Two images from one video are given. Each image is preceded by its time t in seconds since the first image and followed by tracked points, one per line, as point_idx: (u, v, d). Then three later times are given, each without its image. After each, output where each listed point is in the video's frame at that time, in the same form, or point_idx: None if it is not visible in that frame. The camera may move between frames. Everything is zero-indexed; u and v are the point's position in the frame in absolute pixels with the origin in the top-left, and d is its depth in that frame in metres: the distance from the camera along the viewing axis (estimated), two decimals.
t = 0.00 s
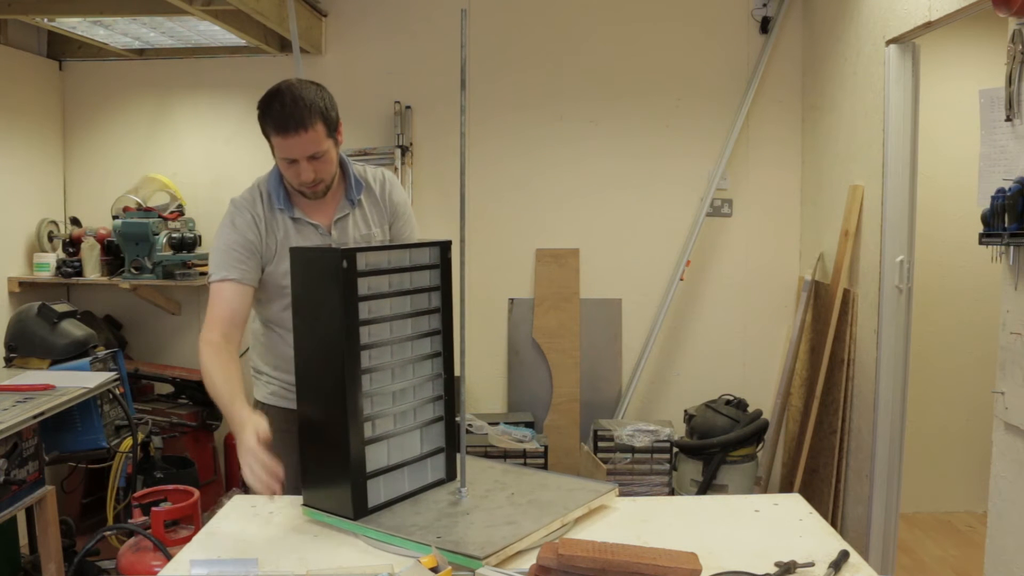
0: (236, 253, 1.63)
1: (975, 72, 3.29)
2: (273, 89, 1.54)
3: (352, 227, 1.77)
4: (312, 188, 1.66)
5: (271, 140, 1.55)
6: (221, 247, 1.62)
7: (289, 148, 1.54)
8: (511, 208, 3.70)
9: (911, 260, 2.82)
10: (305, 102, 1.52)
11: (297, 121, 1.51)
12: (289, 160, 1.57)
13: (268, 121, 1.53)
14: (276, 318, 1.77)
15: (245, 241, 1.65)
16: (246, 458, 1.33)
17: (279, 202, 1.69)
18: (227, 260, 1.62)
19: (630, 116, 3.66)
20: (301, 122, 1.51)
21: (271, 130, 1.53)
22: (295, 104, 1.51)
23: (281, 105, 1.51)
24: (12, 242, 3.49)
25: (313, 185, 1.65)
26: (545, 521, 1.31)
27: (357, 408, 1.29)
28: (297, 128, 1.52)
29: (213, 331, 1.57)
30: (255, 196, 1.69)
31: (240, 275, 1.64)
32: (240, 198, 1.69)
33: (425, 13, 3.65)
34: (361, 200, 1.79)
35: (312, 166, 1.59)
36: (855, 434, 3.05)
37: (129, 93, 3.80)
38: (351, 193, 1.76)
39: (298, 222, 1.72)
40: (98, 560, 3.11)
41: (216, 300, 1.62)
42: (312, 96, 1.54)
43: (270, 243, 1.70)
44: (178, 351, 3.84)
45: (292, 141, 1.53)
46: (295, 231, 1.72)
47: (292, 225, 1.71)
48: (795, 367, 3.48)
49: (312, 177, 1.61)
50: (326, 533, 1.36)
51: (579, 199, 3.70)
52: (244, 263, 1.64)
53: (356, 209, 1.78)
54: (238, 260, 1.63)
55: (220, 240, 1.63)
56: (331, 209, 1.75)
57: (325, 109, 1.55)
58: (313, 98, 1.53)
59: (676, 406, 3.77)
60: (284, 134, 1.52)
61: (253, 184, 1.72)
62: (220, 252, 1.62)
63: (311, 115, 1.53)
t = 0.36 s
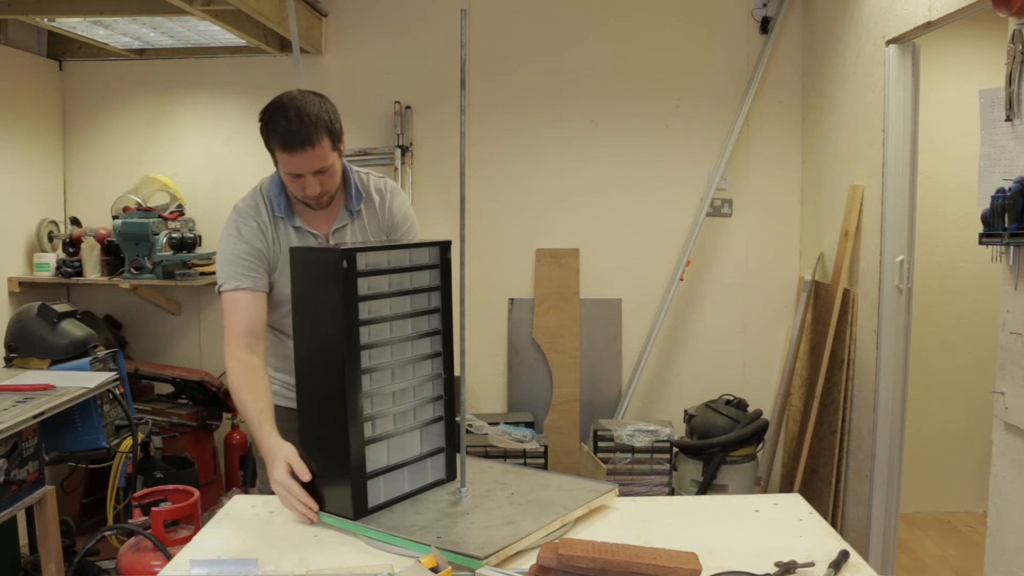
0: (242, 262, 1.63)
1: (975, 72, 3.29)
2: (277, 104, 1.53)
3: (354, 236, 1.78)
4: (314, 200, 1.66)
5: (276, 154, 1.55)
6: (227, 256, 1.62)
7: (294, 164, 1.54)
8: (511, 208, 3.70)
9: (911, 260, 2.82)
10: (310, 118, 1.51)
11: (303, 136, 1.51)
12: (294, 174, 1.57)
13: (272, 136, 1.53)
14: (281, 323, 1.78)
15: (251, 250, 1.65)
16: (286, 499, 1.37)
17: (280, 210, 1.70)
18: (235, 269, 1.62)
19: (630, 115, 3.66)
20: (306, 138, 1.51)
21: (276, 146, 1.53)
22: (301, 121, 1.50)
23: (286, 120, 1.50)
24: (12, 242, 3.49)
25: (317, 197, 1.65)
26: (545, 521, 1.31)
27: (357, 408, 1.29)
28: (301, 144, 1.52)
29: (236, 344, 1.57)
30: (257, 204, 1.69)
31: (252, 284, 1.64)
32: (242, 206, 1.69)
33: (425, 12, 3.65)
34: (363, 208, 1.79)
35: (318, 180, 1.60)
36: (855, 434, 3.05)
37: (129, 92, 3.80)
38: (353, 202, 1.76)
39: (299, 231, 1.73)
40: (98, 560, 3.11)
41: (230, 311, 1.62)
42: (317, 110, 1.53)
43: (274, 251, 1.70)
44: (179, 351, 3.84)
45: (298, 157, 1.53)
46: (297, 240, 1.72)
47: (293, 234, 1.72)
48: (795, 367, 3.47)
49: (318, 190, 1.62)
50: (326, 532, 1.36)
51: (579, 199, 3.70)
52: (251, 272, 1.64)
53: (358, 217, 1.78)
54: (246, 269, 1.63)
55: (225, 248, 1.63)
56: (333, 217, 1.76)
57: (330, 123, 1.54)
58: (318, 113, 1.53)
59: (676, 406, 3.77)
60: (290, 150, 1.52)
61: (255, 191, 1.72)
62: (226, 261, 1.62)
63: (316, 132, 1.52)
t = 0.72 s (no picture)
0: (241, 260, 1.63)
1: (975, 72, 3.29)
2: (272, 102, 1.53)
3: (353, 236, 1.78)
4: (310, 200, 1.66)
5: (270, 154, 1.55)
6: (225, 256, 1.62)
7: (287, 164, 1.55)
8: (511, 208, 3.70)
9: (911, 260, 2.82)
10: (304, 118, 1.51)
11: (297, 136, 1.51)
12: (288, 173, 1.57)
13: (267, 135, 1.53)
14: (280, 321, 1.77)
15: (249, 249, 1.65)
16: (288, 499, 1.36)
17: (278, 210, 1.70)
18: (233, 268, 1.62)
19: (629, 115, 3.66)
20: (299, 138, 1.51)
21: (271, 145, 1.53)
22: (294, 121, 1.50)
23: (280, 120, 1.50)
24: (12, 242, 3.49)
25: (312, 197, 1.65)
26: (545, 521, 1.31)
27: (355, 408, 1.29)
28: (295, 145, 1.52)
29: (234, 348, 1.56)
30: (257, 203, 1.69)
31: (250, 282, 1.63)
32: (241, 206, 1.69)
33: (424, 12, 3.65)
34: (361, 208, 1.79)
35: (311, 179, 1.60)
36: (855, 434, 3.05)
37: (129, 92, 3.80)
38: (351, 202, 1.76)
39: (298, 230, 1.73)
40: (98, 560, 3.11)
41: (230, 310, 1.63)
42: (311, 109, 1.53)
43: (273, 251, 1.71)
44: (179, 351, 3.84)
45: (292, 157, 1.53)
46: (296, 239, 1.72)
47: (292, 234, 1.72)
48: (795, 367, 3.48)
49: (311, 190, 1.62)
50: (326, 533, 1.36)
51: (578, 199, 3.70)
52: (250, 270, 1.64)
53: (357, 218, 1.78)
54: (244, 268, 1.63)
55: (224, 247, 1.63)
56: (331, 217, 1.76)
57: (324, 123, 1.54)
58: (313, 112, 1.52)
59: (676, 406, 3.77)
60: (283, 150, 1.52)
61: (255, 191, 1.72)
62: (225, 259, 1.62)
63: (309, 132, 1.52)
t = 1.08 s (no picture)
0: (240, 258, 1.63)
1: (975, 72, 3.29)
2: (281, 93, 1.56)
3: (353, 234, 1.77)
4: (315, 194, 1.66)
5: (281, 140, 1.56)
6: (226, 253, 1.62)
7: (298, 148, 1.55)
8: (511, 208, 3.70)
9: (911, 261, 2.83)
10: (312, 104, 1.54)
11: (311, 118, 1.53)
12: (298, 160, 1.57)
13: (277, 122, 1.55)
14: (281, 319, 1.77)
15: (249, 247, 1.65)
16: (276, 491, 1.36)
17: (278, 208, 1.70)
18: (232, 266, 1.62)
19: (629, 115, 3.66)
20: (314, 120, 1.53)
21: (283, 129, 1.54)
22: (305, 105, 1.53)
23: (295, 103, 1.53)
24: (11, 242, 3.49)
25: (320, 189, 1.64)
26: (545, 521, 1.31)
27: (355, 408, 1.29)
28: (305, 128, 1.53)
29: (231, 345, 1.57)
30: (258, 201, 1.70)
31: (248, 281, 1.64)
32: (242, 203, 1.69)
33: (424, 12, 3.65)
34: (362, 205, 1.79)
35: (322, 167, 1.59)
36: (856, 434, 3.05)
37: (129, 93, 3.80)
38: (351, 200, 1.76)
39: (297, 228, 1.72)
40: (98, 560, 3.11)
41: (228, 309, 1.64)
42: (320, 96, 1.56)
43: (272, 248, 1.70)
44: (179, 351, 3.84)
45: (305, 139, 1.54)
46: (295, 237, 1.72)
47: (291, 232, 1.72)
48: (794, 367, 3.48)
49: (321, 180, 1.61)
50: (326, 533, 1.36)
51: (578, 199, 3.70)
52: (248, 269, 1.64)
53: (357, 214, 1.78)
54: (244, 266, 1.64)
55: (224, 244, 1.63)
56: (331, 215, 1.76)
57: (334, 109, 1.57)
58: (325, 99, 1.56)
59: (676, 406, 3.77)
60: (297, 131, 1.53)
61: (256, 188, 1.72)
62: (224, 257, 1.62)
63: (319, 115, 1.54)
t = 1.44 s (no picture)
0: (258, 226, 1.74)
1: (975, 72, 3.29)
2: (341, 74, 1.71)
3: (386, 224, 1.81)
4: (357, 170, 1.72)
5: (336, 105, 1.67)
6: (249, 222, 1.73)
7: (352, 109, 1.65)
8: (510, 207, 3.70)
9: (911, 261, 2.83)
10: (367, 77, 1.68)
11: (369, 87, 1.66)
12: (350, 124, 1.66)
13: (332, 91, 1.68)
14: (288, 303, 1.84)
15: (274, 221, 1.75)
16: (206, 306, 1.33)
17: (315, 188, 1.78)
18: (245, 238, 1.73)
19: (629, 115, 3.66)
20: (371, 87, 1.66)
21: (341, 94, 1.66)
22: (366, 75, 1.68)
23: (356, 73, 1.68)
24: (11, 242, 3.49)
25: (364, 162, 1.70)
26: (545, 520, 1.31)
27: (355, 408, 1.29)
28: (360, 92, 1.66)
29: (213, 280, 1.60)
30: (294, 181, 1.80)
31: (254, 253, 1.73)
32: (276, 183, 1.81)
33: (424, 12, 3.65)
34: (399, 197, 1.83)
35: (371, 134, 1.67)
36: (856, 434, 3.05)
37: (129, 92, 3.80)
38: (390, 191, 1.81)
39: (330, 210, 1.78)
40: (98, 560, 3.11)
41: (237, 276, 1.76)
42: (377, 76, 1.70)
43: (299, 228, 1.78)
44: (179, 351, 3.84)
45: (361, 101, 1.65)
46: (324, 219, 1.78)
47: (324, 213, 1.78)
48: (795, 367, 3.48)
49: (367, 148, 1.68)
50: (326, 533, 1.36)
51: (578, 200, 3.70)
52: (258, 244, 1.73)
53: (393, 204, 1.82)
54: (260, 239, 1.74)
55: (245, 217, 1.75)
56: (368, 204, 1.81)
57: (389, 87, 1.70)
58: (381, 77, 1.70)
59: (676, 406, 3.77)
60: (356, 92, 1.65)
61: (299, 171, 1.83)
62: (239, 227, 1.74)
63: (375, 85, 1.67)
